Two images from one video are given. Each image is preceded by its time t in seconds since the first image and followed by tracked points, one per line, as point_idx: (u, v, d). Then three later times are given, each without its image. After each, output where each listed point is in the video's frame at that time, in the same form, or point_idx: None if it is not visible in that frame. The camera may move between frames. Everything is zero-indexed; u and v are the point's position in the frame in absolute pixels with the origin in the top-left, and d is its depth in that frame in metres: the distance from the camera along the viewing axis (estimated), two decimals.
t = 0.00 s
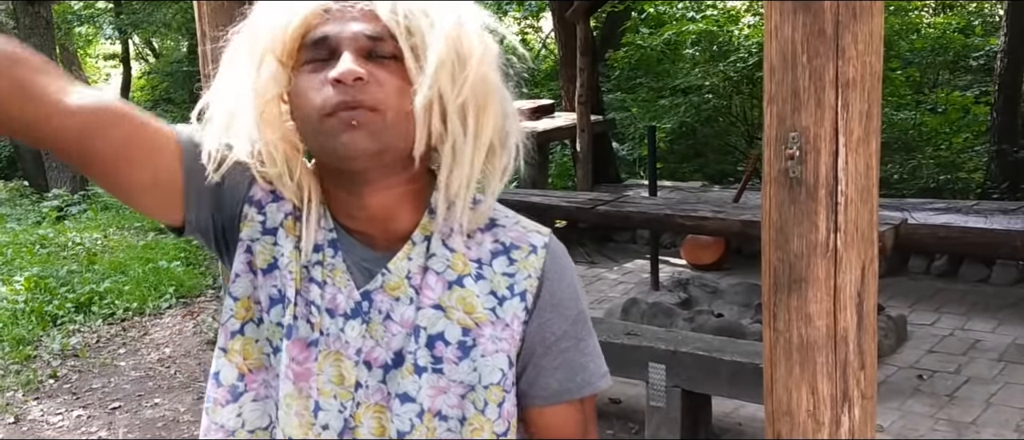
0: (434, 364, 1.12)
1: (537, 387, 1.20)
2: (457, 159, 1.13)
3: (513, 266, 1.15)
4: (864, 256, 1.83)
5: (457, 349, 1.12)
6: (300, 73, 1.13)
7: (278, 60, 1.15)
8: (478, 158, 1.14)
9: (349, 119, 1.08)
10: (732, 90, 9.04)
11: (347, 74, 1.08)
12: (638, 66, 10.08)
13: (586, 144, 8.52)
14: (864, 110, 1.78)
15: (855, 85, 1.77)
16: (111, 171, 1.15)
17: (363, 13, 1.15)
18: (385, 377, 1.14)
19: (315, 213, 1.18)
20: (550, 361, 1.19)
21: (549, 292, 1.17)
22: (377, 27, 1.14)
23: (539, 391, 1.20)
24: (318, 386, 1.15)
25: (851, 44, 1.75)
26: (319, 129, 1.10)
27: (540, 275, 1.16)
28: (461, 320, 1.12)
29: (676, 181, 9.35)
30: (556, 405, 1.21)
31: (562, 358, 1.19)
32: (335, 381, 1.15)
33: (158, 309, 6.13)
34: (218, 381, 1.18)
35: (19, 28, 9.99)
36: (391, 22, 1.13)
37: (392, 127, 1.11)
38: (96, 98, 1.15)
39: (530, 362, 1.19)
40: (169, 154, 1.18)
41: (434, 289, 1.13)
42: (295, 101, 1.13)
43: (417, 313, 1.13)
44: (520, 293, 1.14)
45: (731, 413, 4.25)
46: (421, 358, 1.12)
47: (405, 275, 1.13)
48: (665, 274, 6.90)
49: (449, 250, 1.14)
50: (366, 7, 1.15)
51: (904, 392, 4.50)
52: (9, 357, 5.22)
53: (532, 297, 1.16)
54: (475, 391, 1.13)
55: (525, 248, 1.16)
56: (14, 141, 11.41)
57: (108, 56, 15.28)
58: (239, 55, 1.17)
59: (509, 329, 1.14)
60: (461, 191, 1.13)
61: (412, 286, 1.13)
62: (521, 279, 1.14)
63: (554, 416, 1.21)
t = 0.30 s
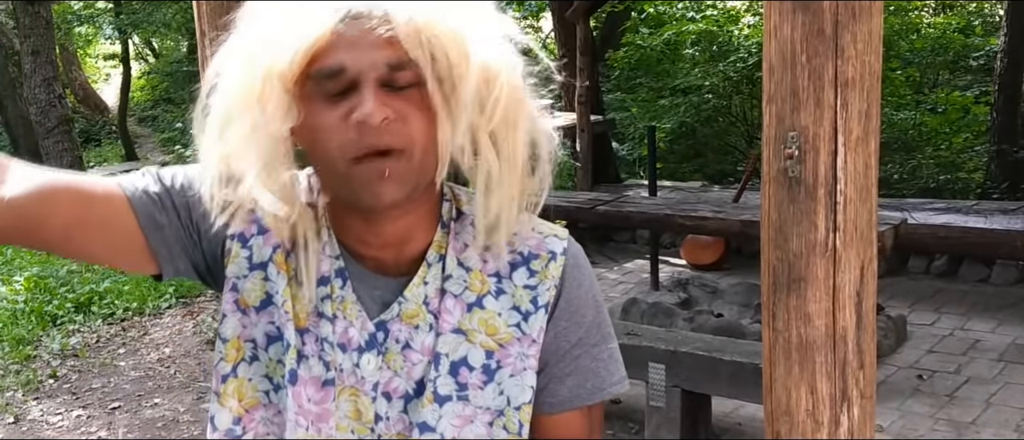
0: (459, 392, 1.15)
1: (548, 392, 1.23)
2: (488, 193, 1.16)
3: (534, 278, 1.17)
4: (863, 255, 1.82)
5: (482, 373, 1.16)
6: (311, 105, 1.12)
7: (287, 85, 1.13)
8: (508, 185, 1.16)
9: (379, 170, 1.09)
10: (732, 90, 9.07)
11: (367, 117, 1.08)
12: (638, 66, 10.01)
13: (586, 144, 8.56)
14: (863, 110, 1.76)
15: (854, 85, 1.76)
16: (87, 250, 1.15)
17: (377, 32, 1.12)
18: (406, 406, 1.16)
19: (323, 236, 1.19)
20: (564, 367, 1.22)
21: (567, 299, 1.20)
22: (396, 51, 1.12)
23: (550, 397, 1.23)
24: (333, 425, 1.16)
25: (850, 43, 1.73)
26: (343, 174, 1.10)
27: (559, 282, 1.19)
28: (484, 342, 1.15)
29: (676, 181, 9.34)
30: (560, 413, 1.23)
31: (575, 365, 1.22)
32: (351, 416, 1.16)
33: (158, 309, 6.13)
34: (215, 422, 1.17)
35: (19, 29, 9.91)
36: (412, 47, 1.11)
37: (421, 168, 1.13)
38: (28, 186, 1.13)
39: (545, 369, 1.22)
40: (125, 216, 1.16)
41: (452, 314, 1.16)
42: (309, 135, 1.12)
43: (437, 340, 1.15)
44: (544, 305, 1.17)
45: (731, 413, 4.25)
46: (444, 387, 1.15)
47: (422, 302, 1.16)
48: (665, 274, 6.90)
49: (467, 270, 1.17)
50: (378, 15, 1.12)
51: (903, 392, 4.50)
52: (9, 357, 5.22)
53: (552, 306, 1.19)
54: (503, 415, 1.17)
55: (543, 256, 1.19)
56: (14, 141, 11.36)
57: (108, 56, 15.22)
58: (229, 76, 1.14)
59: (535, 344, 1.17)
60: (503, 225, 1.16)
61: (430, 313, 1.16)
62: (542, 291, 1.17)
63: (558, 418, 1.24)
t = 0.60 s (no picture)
0: (455, 415, 1.34)
1: (545, 404, 1.44)
2: (482, 250, 1.33)
3: (527, 295, 1.38)
4: (863, 254, 1.82)
5: (477, 395, 1.35)
6: (303, 143, 1.27)
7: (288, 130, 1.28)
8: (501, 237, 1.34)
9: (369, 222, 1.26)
10: (732, 90, 9.07)
11: (359, 175, 1.23)
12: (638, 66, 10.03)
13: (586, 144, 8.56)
14: (862, 110, 1.76)
15: (854, 85, 1.77)
16: (48, 287, 1.33)
17: (374, 72, 1.25)
18: (398, 431, 1.35)
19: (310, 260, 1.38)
20: (560, 378, 1.43)
21: (559, 315, 1.41)
22: (392, 97, 1.26)
23: (548, 407, 1.45)
24: None
25: (850, 43, 1.74)
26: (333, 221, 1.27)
27: (553, 297, 1.39)
28: (477, 364, 1.35)
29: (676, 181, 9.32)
30: (559, 421, 1.45)
31: (572, 375, 1.44)
32: None
33: (158, 309, 6.12)
34: None
35: (18, 28, 9.86)
36: (408, 99, 1.25)
37: (409, 214, 1.30)
38: None
39: (545, 381, 1.43)
40: (92, 250, 1.34)
41: (444, 338, 1.34)
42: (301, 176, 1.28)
43: (430, 364, 1.34)
44: (538, 323, 1.38)
45: (731, 412, 4.26)
46: (440, 411, 1.33)
47: (412, 327, 1.35)
48: (665, 274, 6.90)
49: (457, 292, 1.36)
50: (373, 56, 1.25)
51: (904, 392, 4.50)
52: (9, 357, 5.22)
53: (547, 322, 1.40)
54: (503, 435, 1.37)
55: (536, 270, 1.38)
56: (14, 142, 11.33)
57: (109, 56, 15.18)
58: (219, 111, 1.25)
59: (529, 362, 1.38)
60: (482, 268, 1.33)
61: (420, 337, 1.35)
62: (536, 308, 1.38)
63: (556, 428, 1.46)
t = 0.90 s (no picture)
0: (444, 431, 1.33)
1: (544, 418, 1.40)
2: (481, 266, 1.34)
3: (516, 311, 1.36)
4: (865, 254, 1.82)
5: (466, 411, 1.33)
6: (298, 183, 1.24)
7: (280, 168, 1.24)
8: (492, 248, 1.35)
9: (380, 260, 1.25)
10: (733, 90, 9.05)
11: (365, 218, 1.21)
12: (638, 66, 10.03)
13: (586, 144, 8.55)
14: (863, 109, 1.77)
15: (855, 83, 1.77)
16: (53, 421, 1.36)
17: (369, 108, 1.21)
18: None
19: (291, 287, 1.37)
20: (555, 393, 1.39)
21: (551, 329, 1.38)
22: (390, 135, 1.23)
23: (547, 421, 1.41)
24: None
25: (851, 43, 1.75)
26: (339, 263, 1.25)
27: (543, 313, 1.37)
28: (465, 380, 1.34)
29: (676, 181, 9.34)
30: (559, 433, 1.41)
31: (568, 388, 1.40)
32: None
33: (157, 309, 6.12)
34: None
35: (18, 28, 9.83)
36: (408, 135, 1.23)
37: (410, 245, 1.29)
38: None
39: (540, 396, 1.40)
40: (83, 369, 1.35)
41: (432, 354, 1.34)
42: (301, 216, 1.25)
43: (418, 381, 1.34)
44: (527, 338, 1.35)
45: (731, 412, 4.26)
46: (429, 428, 1.33)
47: (398, 344, 1.35)
48: (665, 274, 6.91)
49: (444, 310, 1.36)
50: (366, 94, 1.21)
51: (904, 392, 4.50)
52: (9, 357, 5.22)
53: (537, 336, 1.37)
54: None
55: (525, 286, 1.37)
56: (13, 142, 11.33)
57: (109, 56, 15.18)
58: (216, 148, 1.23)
59: (520, 375, 1.35)
60: (482, 290, 1.33)
61: (407, 354, 1.35)
62: (525, 324, 1.36)
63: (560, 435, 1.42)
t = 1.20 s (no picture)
0: (444, 412, 1.45)
1: (532, 393, 1.54)
2: (490, 260, 1.45)
3: (512, 287, 1.48)
4: (864, 252, 1.84)
5: (465, 390, 1.46)
6: (328, 163, 1.32)
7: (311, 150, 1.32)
8: (498, 233, 1.45)
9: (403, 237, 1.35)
10: (733, 90, 9.01)
11: (395, 197, 1.32)
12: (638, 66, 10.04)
13: (587, 144, 8.54)
14: (864, 108, 1.79)
15: (855, 82, 1.78)
16: None
17: (403, 92, 1.33)
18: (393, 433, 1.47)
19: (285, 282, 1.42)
20: (541, 370, 1.53)
21: (542, 305, 1.51)
22: (417, 118, 1.35)
23: (535, 397, 1.54)
24: None
25: (851, 41, 1.76)
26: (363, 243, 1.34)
27: (535, 288, 1.50)
28: (462, 359, 1.46)
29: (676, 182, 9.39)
30: (547, 411, 1.54)
31: (555, 363, 1.53)
32: None
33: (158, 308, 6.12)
34: None
35: (19, 28, 9.84)
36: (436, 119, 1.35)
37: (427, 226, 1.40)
38: None
39: (527, 371, 1.53)
40: None
41: (429, 335, 1.46)
42: (327, 197, 1.34)
43: (418, 362, 1.46)
44: (522, 315, 1.48)
45: (731, 412, 4.25)
46: (429, 407, 1.45)
47: (396, 328, 1.47)
48: (666, 274, 6.91)
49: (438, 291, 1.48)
50: (404, 79, 1.33)
51: (904, 392, 4.50)
52: (10, 357, 5.23)
53: (530, 313, 1.49)
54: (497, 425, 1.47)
55: (520, 264, 1.49)
56: (13, 142, 11.31)
57: (109, 56, 15.16)
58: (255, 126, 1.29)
59: (515, 355, 1.47)
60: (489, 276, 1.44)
61: (405, 336, 1.47)
62: (520, 301, 1.48)
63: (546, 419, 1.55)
